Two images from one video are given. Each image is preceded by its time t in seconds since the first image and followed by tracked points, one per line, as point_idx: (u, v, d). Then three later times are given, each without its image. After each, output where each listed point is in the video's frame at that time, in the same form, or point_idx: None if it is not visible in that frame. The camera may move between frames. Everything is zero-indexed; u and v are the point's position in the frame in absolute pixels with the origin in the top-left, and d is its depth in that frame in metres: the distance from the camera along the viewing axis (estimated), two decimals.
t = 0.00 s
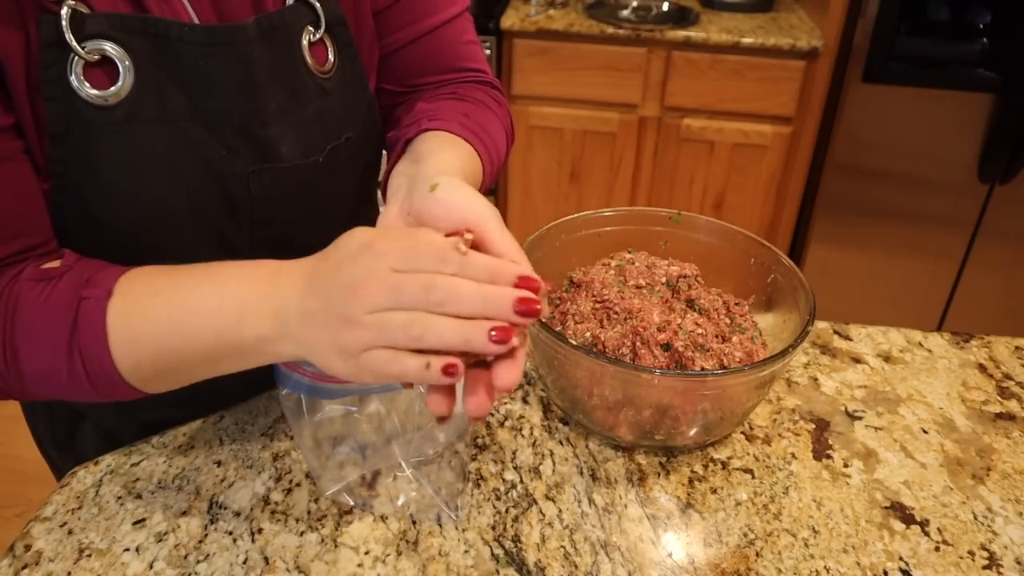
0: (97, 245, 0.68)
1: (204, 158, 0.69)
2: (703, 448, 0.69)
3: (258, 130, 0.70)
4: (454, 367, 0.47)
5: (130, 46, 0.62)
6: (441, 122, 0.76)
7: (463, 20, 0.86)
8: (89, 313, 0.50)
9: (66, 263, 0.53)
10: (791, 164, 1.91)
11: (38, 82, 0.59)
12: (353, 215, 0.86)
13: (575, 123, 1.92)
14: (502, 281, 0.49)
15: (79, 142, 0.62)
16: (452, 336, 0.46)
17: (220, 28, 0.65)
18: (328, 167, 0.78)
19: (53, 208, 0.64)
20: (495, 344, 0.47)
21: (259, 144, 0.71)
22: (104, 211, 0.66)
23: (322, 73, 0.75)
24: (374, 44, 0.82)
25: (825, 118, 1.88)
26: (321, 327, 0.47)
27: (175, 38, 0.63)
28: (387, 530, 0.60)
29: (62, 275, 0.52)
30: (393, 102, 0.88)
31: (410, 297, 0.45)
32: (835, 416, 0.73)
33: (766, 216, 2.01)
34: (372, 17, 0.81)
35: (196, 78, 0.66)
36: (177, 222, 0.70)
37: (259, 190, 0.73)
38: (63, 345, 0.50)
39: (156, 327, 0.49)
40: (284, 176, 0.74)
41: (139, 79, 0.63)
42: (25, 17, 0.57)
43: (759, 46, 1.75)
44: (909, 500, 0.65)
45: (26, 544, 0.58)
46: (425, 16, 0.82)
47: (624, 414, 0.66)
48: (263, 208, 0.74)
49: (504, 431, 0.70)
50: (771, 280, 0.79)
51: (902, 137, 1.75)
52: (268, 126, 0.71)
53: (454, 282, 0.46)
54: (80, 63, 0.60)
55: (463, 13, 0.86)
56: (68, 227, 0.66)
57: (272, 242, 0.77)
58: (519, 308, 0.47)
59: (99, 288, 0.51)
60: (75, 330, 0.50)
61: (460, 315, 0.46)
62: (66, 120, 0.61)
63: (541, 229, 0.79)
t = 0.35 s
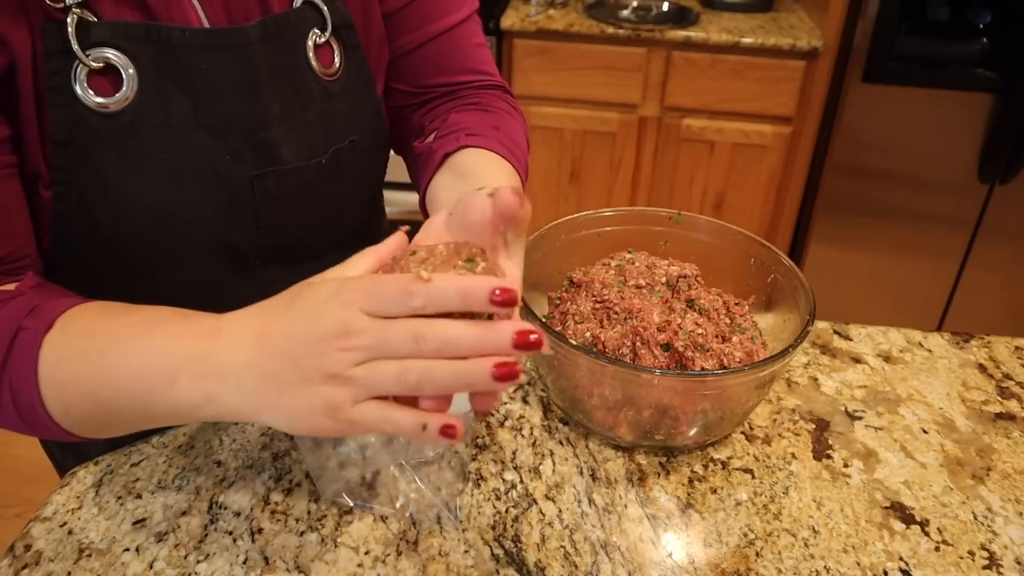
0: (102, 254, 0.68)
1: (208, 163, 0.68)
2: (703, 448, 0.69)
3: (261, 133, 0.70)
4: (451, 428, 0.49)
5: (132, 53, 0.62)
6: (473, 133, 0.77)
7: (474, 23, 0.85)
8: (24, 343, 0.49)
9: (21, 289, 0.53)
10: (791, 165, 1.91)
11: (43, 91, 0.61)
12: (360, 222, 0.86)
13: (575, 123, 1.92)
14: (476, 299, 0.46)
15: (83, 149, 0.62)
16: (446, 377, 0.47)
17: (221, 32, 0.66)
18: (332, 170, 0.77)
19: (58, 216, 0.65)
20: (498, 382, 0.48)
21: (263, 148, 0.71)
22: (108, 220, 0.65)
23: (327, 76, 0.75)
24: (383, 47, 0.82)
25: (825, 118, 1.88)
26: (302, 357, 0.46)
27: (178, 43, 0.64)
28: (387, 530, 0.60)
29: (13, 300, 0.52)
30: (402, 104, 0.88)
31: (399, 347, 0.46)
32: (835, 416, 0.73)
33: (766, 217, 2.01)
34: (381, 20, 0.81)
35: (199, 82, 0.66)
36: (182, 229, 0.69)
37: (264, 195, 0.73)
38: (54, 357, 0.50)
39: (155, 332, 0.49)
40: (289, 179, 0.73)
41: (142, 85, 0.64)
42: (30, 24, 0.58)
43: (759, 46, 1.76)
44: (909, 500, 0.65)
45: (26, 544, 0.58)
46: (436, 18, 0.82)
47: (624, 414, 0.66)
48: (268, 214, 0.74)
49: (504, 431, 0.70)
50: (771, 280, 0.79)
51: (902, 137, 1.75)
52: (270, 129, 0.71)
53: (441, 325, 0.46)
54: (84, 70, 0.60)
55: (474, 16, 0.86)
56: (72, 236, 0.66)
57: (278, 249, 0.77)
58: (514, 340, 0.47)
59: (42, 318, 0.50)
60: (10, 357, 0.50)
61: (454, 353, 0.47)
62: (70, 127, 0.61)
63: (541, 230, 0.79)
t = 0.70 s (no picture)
0: (106, 256, 0.68)
1: (210, 163, 0.68)
2: (703, 448, 0.69)
3: (262, 131, 0.70)
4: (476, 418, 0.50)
5: (132, 54, 0.62)
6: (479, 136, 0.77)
7: (473, 20, 0.85)
8: (25, 360, 0.50)
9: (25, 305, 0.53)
10: (791, 165, 1.91)
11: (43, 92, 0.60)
12: (361, 220, 0.86)
13: (575, 123, 1.92)
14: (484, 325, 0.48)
15: (85, 151, 0.62)
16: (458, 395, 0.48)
17: (221, 30, 0.65)
18: (333, 167, 0.77)
19: (61, 218, 0.65)
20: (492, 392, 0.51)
21: (264, 147, 0.71)
22: (112, 222, 0.65)
23: (327, 74, 0.75)
24: (382, 48, 0.82)
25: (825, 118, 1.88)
26: (304, 369, 0.46)
27: (179, 43, 0.64)
28: (387, 530, 0.60)
29: (17, 314, 0.52)
30: (405, 102, 0.88)
31: (404, 370, 0.46)
32: (835, 416, 0.73)
33: (766, 216, 2.01)
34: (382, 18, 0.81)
35: (199, 82, 0.66)
36: (186, 230, 0.69)
37: (267, 194, 0.72)
38: (48, 359, 0.50)
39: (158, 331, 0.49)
40: (290, 177, 0.73)
41: (143, 86, 0.64)
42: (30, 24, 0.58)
43: (759, 46, 1.76)
44: (909, 499, 0.65)
45: (26, 544, 0.58)
46: (437, 15, 0.82)
47: (625, 414, 0.66)
48: (271, 213, 0.74)
49: (504, 431, 0.70)
50: (771, 280, 0.79)
51: (901, 137, 1.75)
52: (271, 127, 0.71)
53: (444, 345, 0.46)
54: (85, 72, 0.61)
55: (472, 12, 0.85)
56: (75, 239, 0.66)
57: (281, 248, 0.77)
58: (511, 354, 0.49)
59: (45, 337, 0.51)
60: (9, 372, 0.50)
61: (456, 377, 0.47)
62: (72, 130, 0.61)
63: (541, 230, 0.79)
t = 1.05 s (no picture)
0: (103, 251, 0.68)
1: (207, 158, 0.68)
2: (703, 448, 0.69)
3: (259, 126, 0.70)
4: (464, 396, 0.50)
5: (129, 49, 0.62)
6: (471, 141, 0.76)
7: (473, 18, 0.85)
8: (25, 359, 0.50)
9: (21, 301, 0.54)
10: (791, 164, 1.91)
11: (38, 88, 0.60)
12: (361, 218, 0.85)
13: (575, 123, 1.92)
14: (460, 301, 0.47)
15: (81, 145, 0.62)
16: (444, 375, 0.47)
17: (217, 25, 0.65)
18: (331, 162, 0.77)
19: (57, 214, 0.65)
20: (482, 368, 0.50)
21: (261, 142, 0.71)
22: (108, 217, 0.65)
23: (327, 69, 0.75)
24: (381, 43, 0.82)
25: (825, 118, 1.88)
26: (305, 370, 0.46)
27: (175, 37, 0.64)
28: (387, 530, 0.60)
29: (16, 311, 0.53)
30: (402, 98, 0.89)
31: (385, 357, 0.45)
32: (835, 416, 0.73)
33: (766, 216, 2.01)
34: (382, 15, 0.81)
35: (196, 76, 0.66)
36: (182, 225, 0.69)
37: (264, 189, 0.73)
38: (47, 357, 0.50)
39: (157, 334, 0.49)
40: (287, 172, 0.73)
41: (139, 81, 0.64)
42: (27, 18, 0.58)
43: (759, 46, 1.76)
44: (909, 500, 0.65)
45: (26, 544, 0.58)
46: (438, 11, 0.82)
47: (625, 414, 0.66)
48: (268, 207, 0.74)
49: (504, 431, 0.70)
50: (771, 280, 0.79)
51: (901, 137, 1.75)
52: (268, 122, 0.71)
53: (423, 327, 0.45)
54: (81, 67, 0.61)
55: (472, 11, 0.85)
56: (72, 235, 0.66)
57: (279, 244, 0.77)
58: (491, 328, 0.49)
59: (43, 334, 0.51)
60: (10, 372, 0.50)
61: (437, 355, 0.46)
62: (68, 124, 0.61)
63: (541, 229, 0.79)
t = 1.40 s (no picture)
0: (101, 245, 0.68)
1: (207, 156, 0.68)
2: (703, 448, 0.69)
3: (261, 126, 0.70)
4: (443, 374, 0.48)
5: (133, 45, 0.62)
6: (428, 149, 0.74)
7: (473, 28, 0.86)
8: (65, 320, 0.51)
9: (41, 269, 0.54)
10: (791, 164, 1.91)
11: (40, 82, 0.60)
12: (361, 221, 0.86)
13: (575, 123, 1.92)
14: (449, 290, 0.45)
15: (82, 141, 0.62)
16: (430, 346, 0.46)
17: (222, 25, 0.65)
18: (332, 164, 0.77)
19: (56, 207, 0.64)
20: (457, 356, 0.46)
21: (263, 142, 0.71)
22: (108, 211, 0.66)
23: (330, 70, 0.75)
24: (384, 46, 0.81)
25: (825, 118, 1.88)
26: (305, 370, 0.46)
27: (179, 35, 0.64)
28: (387, 530, 0.60)
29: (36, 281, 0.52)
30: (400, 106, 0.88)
31: (388, 313, 0.46)
32: (835, 416, 0.73)
33: (766, 216, 2.01)
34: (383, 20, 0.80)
35: (198, 74, 0.66)
36: (180, 221, 0.69)
37: (264, 189, 0.73)
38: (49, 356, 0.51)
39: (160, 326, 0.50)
40: (289, 173, 0.74)
41: (142, 78, 0.64)
42: (28, 11, 0.58)
43: (759, 46, 1.76)
44: (909, 500, 0.65)
45: (26, 544, 0.58)
46: (440, 15, 0.82)
47: (625, 414, 0.66)
48: (269, 206, 0.74)
49: (504, 431, 0.70)
50: (771, 280, 0.79)
51: (901, 137, 1.75)
52: (270, 123, 0.71)
53: (422, 298, 0.45)
54: (84, 62, 0.60)
55: (473, 20, 0.86)
56: (70, 228, 0.66)
57: (279, 243, 0.77)
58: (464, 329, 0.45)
59: (75, 295, 0.52)
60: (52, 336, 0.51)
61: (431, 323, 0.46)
62: (70, 120, 0.61)
63: (541, 229, 0.79)
